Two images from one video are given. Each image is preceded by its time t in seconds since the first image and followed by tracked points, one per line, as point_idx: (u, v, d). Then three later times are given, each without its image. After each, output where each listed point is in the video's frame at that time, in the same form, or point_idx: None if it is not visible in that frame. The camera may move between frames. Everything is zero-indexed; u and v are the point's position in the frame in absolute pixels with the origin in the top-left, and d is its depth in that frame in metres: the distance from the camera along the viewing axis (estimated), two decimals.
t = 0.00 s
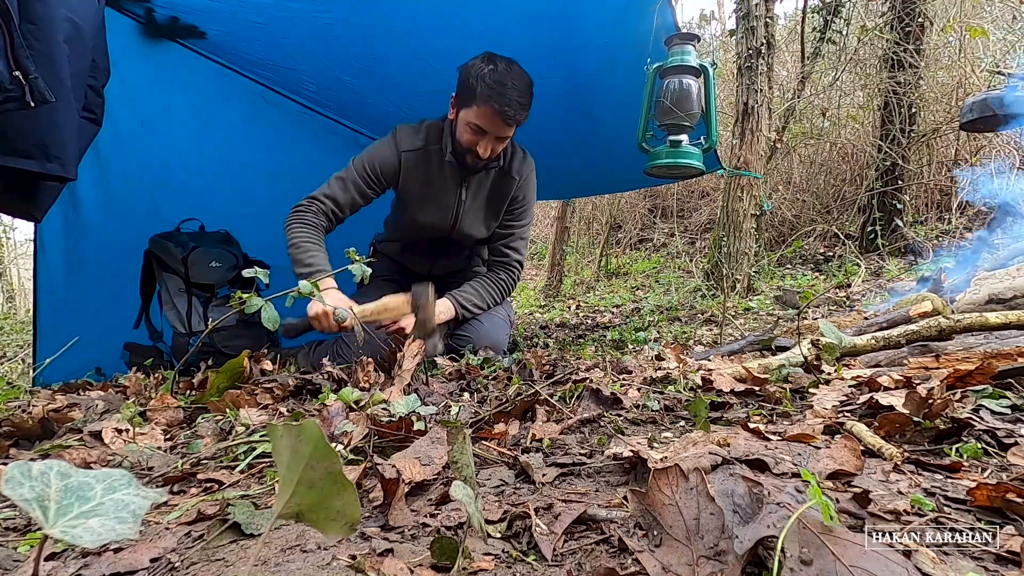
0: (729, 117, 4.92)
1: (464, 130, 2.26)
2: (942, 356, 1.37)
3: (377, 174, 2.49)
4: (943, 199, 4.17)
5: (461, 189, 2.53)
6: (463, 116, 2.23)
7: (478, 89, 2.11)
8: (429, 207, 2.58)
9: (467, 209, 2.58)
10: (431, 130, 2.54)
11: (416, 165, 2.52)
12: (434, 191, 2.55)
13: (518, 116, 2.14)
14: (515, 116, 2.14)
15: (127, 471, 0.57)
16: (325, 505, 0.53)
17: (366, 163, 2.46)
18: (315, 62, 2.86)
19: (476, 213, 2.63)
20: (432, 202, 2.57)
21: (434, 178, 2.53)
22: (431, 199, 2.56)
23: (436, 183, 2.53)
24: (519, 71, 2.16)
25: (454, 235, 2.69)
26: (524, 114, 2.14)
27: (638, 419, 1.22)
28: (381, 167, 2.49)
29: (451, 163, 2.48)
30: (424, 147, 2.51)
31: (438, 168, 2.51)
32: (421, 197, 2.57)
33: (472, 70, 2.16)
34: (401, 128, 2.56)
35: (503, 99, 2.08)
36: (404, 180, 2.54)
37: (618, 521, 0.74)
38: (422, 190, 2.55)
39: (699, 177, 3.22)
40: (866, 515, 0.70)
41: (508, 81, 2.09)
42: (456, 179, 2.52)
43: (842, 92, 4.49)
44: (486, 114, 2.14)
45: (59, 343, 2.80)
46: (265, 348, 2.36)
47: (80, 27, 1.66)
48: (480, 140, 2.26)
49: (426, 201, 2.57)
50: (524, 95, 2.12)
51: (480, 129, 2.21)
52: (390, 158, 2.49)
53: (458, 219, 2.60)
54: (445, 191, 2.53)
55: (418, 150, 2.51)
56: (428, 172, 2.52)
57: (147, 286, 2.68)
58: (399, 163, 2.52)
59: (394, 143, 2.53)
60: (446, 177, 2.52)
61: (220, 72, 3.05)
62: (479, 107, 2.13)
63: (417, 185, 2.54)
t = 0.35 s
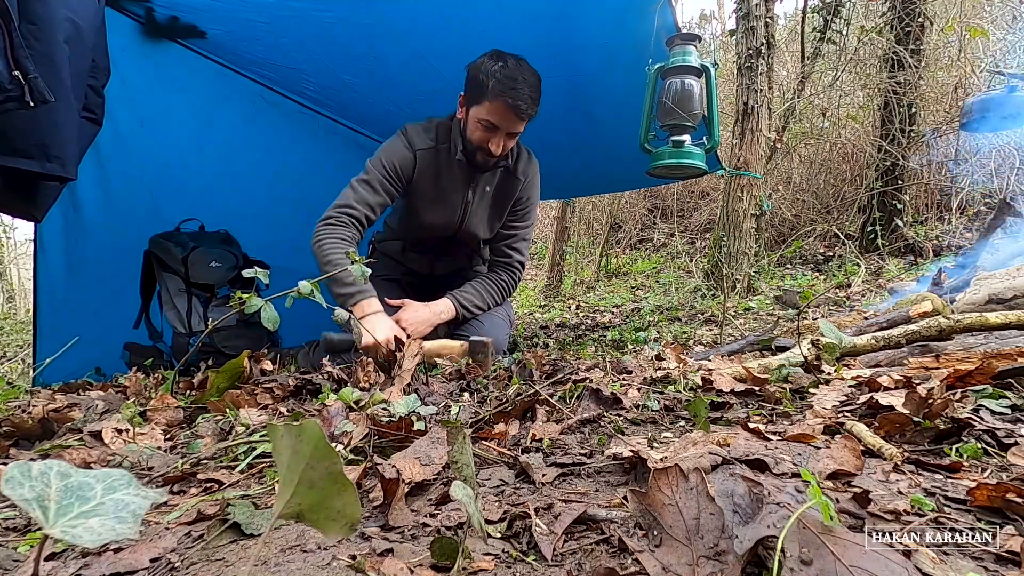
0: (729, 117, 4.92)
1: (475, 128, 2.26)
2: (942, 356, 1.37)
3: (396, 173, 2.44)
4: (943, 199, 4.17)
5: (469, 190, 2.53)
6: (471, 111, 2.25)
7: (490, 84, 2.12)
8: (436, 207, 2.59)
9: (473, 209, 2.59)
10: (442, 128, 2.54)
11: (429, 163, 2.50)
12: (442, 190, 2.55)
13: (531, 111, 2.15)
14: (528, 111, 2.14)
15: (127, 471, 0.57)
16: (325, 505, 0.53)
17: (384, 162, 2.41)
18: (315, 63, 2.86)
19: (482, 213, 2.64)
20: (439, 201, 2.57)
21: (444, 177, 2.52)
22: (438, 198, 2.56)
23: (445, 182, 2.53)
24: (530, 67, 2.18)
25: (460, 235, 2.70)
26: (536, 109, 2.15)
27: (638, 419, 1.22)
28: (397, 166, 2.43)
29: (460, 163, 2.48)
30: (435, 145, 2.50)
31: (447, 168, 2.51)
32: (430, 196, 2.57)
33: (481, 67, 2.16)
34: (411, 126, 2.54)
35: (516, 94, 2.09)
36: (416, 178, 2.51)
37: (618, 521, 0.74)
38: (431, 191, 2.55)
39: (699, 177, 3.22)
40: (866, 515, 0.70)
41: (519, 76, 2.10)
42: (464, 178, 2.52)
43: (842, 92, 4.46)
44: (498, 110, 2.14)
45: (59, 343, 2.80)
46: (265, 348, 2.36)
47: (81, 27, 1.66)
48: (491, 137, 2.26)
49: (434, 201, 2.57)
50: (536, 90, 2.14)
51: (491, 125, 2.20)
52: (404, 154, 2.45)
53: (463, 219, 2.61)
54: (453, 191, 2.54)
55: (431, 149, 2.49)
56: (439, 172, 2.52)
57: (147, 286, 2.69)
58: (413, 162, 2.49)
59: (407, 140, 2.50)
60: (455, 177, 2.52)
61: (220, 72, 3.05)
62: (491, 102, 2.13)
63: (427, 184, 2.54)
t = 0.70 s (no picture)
0: (729, 117, 4.93)
1: (483, 126, 2.25)
2: (942, 356, 1.38)
3: (410, 173, 2.40)
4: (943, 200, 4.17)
5: (476, 190, 2.52)
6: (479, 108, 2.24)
7: (499, 79, 2.11)
8: (444, 207, 2.56)
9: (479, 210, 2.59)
10: (451, 125, 2.54)
11: (440, 162, 2.48)
12: (450, 190, 2.52)
13: (539, 108, 2.15)
14: (536, 109, 2.15)
15: (127, 471, 0.57)
16: (325, 504, 0.53)
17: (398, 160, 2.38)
18: (315, 63, 2.86)
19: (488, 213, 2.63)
20: (448, 202, 2.55)
21: (454, 177, 2.50)
22: (445, 198, 2.54)
23: (454, 182, 2.50)
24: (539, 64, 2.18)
25: (464, 235, 2.69)
26: (545, 106, 2.16)
27: (638, 419, 1.22)
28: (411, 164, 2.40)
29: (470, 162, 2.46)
30: (445, 144, 2.49)
31: (456, 167, 2.49)
32: (438, 198, 2.54)
33: (490, 65, 2.16)
34: (422, 123, 2.53)
35: (525, 90, 2.09)
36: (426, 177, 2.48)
37: (617, 521, 0.74)
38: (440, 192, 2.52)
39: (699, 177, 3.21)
40: (866, 515, 0.70)
41: (528, 73, 2.11)
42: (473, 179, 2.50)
43: (842, 92, 4.47)
44: (507, 107, 2.13)
45: (59, 343, 2.80)
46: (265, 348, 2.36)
47: (80, 27, 1.67)
48: (499, 135, 2.25)
49: (442, 202, 2.55)
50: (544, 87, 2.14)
51: (499, 123, 2.19)
52: (416, 151, 2.43)
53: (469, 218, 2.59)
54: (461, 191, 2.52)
55: (441, 148, 2.47)
56: (449, 171, 2.49)
57: (147, 286, 2.68)
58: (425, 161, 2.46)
59: (418, 138, 2.48)
60: (464, 176, 2.49)
61: (220, 72, 3.05)
62: (499, 100, 2.12)
63: (437, 184, 2.51)
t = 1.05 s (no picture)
0: (729, 117, 4.92)
1: (488, 128, 2.23)
2: (942, 356, 1.38)
3: (408, 172, 2.47)
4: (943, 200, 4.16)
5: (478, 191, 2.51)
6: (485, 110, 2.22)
7: (503, 80, 2.12)
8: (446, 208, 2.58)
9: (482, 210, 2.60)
10: (455, 126, 2.53)
11: (441, 163, 2.51)
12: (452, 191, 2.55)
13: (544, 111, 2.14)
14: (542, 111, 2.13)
15: (127, 471, 0.57)
16: (325, 505, 0.53)
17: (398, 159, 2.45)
18: (315, 63, 2.86)
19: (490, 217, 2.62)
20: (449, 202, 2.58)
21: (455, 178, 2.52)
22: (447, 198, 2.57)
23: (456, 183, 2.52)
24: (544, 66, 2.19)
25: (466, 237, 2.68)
26: (550, 108, 2.14)
27: (638, 419, 1.22)
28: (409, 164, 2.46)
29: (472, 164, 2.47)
30: (447, 145, 2.49)
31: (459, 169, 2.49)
32: (439, 198, 2.59)
33: (495, 66, 2.16)
34: (426, 124, 2.56)
35: (530, 92, 2.08)
36: (426, 177, 2.53)
37: (618, 521, 0.74)
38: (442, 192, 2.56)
39: (699, 177, 3.22)
40: (866, 515, 0.70)
41: (533, 75, 2.11)
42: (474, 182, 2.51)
43: (842, 92, 4.49)
44: (512, 109, 2.11)
45: (59, 343, 2.80)
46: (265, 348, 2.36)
47: (80, 26, 1.67)
48: (503, 137, 2.22)
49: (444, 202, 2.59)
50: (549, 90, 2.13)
51: (506, 125, 2.16)
52: (415, 153, 2.48)
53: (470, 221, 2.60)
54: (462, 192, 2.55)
55: (443, 149, 2.49)
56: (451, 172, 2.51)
57: (147, 286, 2.69)
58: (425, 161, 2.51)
59: (420, 139, 2.52)
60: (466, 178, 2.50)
61: (220, 73, 3.05)
62: (504, 102, 2.11)
63: (438, 185, 2.55)
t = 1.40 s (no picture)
0: (729, 117, 4.92)
1: (482, 131, 2.25)
2: (942, 356, 1.38)
3: (402, 172, 2.44)
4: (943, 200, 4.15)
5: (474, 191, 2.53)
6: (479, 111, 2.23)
7: (497, 83, 2.12)
8: (442, 209, 2.60)
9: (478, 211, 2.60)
10: (451, 127, 2.53)
11: (436, 163, 2.50)
12: (448, 190, 2.55)
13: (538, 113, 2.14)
14: (536, 114, 2.14)
15: (127, 471, 0.57)
16: (325, 505, 0.53)
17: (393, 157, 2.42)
18: (315, 63, 2.86)
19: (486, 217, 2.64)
20: (446, 203, 2.59)
21: (451, 178, 2.52)
22: (444, 198, 2.57)
23: (453, 184, 2.53)
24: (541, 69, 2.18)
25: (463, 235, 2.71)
26: (545, 111, 2.14)
27: (638, 419, 1.22)
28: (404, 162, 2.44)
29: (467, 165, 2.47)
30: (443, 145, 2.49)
31: (454, 169, 2.50)
32: (436, 198, 2.58)
33: (490, 69, 2.16)
34: (422, 123, 2.55)
35: (525, 96, 2.08)
36: (422, 177, 2.51)
37: (618, 521, 0.74)
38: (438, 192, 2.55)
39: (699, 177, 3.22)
40: (866, 515, 0.70)
41: (528, 78, 2.10)
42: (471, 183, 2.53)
43: (842, 92, 4.50)
44: (505, 112, 2.12)
45: (59, 343, 2.80)
46: (265, 348, 2.36)
47: (80, 27, 1.67)
48: (497, 138, 2.24)
49: (440, 201, 2.59)
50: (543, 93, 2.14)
51: (500, 128, 2.19)
52: (410, 152, 2.46)
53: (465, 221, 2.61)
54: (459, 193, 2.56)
55: (439, 150, 2.49)
56: (447, 173, 2.51)
57: (147, 286, 2.69)
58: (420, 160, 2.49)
59: (416, 138, 2.51)
60: (462, 178, 2.51)
61: (220, 73, 3.05)
62: (496, 104, 2.13)
63: (435, 185, 2.54)
